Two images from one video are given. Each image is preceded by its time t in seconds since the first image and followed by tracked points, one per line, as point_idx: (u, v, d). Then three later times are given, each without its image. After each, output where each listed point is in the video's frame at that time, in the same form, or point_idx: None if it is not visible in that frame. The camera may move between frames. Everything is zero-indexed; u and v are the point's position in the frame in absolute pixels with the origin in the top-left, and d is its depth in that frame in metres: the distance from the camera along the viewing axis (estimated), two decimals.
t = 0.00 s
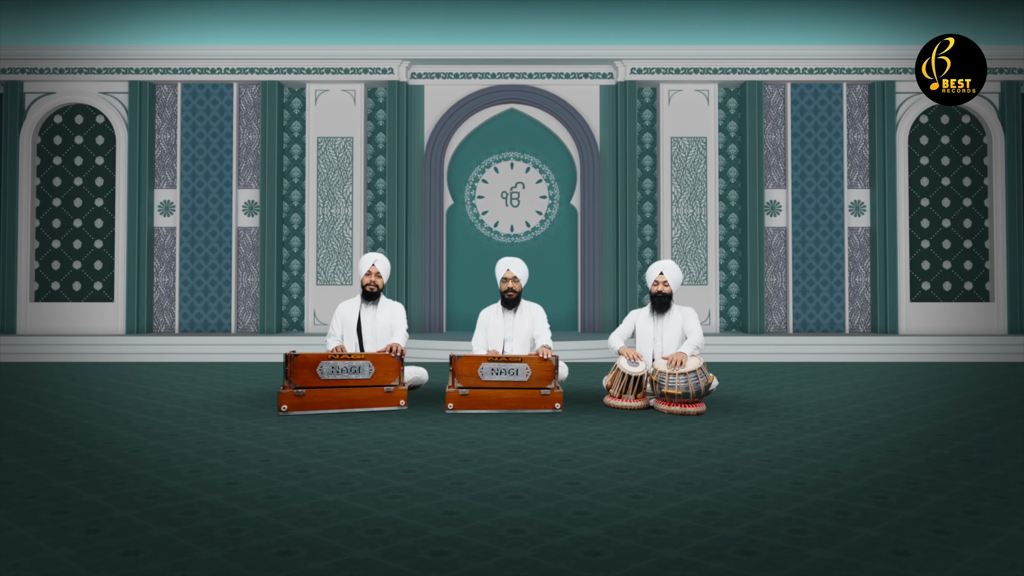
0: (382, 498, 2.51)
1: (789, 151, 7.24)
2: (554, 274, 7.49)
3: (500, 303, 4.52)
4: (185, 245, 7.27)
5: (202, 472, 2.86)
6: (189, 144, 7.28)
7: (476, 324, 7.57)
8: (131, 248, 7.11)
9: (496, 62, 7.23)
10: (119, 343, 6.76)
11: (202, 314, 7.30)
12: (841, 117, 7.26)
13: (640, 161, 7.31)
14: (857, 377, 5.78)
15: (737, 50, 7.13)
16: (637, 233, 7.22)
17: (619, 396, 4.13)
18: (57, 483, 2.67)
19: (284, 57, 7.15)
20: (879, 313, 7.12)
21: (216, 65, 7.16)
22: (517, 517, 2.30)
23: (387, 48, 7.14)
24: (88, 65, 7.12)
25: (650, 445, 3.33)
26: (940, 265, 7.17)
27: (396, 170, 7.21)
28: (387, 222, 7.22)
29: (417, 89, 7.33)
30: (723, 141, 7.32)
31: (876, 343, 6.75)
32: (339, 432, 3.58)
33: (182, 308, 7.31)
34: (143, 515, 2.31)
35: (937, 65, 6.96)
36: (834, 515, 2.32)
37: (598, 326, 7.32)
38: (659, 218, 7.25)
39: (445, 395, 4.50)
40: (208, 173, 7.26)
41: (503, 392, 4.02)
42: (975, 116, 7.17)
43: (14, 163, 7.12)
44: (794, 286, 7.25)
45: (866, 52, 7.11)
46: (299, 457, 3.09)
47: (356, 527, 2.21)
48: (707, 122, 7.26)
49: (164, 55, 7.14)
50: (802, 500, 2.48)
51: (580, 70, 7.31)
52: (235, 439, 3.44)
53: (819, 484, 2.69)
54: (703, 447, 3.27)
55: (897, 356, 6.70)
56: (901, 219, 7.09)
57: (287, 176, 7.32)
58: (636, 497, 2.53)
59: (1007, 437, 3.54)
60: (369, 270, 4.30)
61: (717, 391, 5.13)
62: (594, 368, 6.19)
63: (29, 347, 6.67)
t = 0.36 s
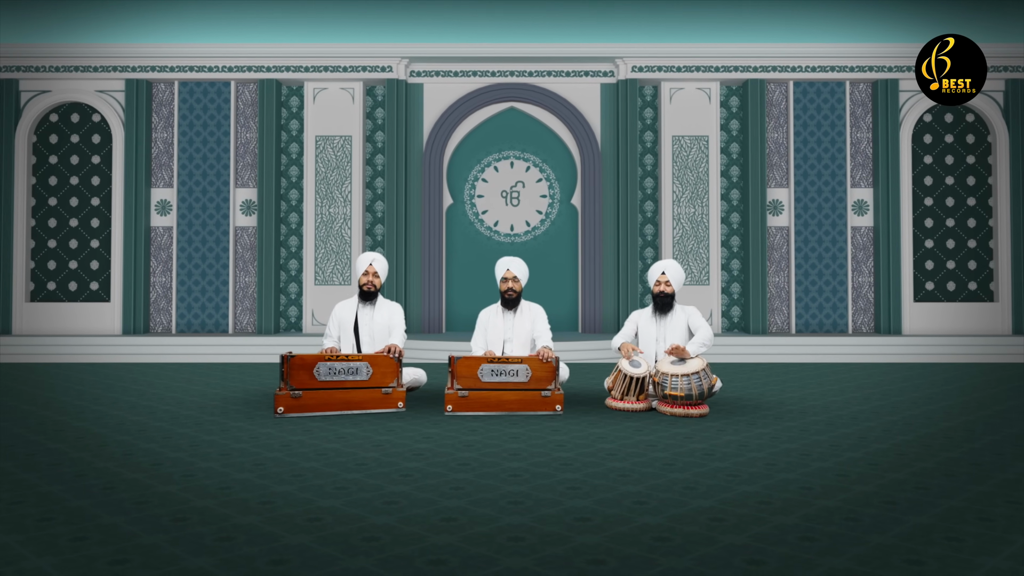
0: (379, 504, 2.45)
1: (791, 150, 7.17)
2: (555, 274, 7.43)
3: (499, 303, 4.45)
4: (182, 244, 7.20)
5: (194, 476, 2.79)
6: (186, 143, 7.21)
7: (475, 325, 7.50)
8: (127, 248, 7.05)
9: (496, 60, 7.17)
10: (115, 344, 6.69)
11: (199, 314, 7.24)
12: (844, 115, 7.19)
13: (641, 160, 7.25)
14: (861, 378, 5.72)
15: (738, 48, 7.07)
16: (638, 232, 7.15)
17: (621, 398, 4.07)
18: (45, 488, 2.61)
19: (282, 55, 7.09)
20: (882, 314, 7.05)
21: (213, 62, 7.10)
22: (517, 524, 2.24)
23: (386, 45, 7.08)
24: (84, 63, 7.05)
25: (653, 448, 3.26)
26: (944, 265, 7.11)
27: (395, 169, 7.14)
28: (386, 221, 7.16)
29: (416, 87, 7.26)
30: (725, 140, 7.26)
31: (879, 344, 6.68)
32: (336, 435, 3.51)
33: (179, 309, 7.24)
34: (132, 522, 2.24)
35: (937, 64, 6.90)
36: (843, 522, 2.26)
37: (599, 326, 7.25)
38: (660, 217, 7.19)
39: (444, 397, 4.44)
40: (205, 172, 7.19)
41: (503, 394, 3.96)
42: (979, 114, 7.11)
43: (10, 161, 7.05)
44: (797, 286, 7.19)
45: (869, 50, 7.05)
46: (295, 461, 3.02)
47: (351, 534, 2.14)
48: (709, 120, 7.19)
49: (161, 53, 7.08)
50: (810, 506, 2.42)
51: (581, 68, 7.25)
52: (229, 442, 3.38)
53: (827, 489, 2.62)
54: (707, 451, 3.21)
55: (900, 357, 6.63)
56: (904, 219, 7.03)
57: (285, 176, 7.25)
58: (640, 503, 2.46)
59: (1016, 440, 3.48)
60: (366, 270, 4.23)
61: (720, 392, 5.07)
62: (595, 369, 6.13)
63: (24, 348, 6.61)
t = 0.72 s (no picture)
0: (375, 510, 2.38)
1: (794, 148, 7.11)
2: (555, 274, 7.36)
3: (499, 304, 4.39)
4: (179, 244, 7.13)
5: (186, 481, 2.72)
6: (183, 141, 7.14)
7: (475, 325, 7.43)
8: (123, 247, 6.98)
9: (496, 57, 7.10)
10: (110, 345, 6.61)
11: (196, 315, 7.17)
12: (847, 114, 7.12)
13: (643, 159, 7.19)
14: (865, 378, 5.65)
15: (740, 45, 7.00)
16: (640, 232, 7.08)
17: (623, 400, 4.00)
18: (32, 494, 2.54)
19: (280, 53, 7.02)
20: (886, 314, 6.98)
21: (210, 60, 7.03)
22: (517, 532, 2.16)
23: (385, 43, 7.01)
24: (80, 61, 6.99)
25: (656, 452, 3.19)
26: (948, 264, 7.04)
27: (394, 168, 7.07)
28: (385, 221, 7.09)
29: (415, 85, 7.20)
30: (727, 139, 7.19)
31: (882, 345, 6.62)
32: (332, 438, 3.44)
33: (176, 309, 7.17)
34: (119, 530, 2.17)
35: (937, 65, 6.85)
36: (854, 530, 2.19)
37: (600, 326, 7.18)
38: (662, 216, 7.13)
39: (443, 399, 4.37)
40: (202, 171, 7.12)
41: (503, 396, 3.89)
42: (984, 112, 7.04)
43: (5, 160, 6.98)
44: (800, 285, 7.12)
45: (873, 48, 6.98)
46: (289, 466, 2.95)
47: (346, 543, 2.07)
48: (710, 119, 7.12)
49: (158, 50, 7.01)
50: (819, 513, 2.35)
51: (582, 66, 7.18)
52: (223, 446, 3.30)
53: (836, 495, 2.55)
54: (712, 455, 3.14)
55: (904, 358, 6.56)
56: (908, 218, 6.97)
57: (283, 175, 7.18)
58: (643, 509, 2.39)
59: None
60: (364, 269, 4.16)
61: (722, 394, 5.00)
62: (596, 370, 6.06)
63: (19, 348, 6.54)
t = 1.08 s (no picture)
0: (370, 517, 2.29)
1: (797, 147, 7.03)
2: (556, 274, 7.29)
3: (499, 304, 4.31)
4: (175, 243, 7.05)
5: (176, 486, 2.64)
6: (179, 139, 7.06)
7: (474, 326, 7.36)
8: (119, 247, 6.90)
9: (495, 55, 7.02)
10: (106, 345, 6.53)
11: (192, 315, 7.09)
12: (851, 112, 7.05)
13: (644, 158, 7.11)
14: (870, 379, 5.57)
15: (743, 43, 6.92)
16: (641, 231, 7.01)
17: (625, 403, 3.92)
18: (17, 501, 2.45)
19: (277, 50, 6.95)
20: (890, 314, 6.91)
21: (207, 58, 6.96)
22: (517, 541, 2.08)
23: (385, 40, 6.93)
24: (76, 58, 6.92)
25: (660, 456, 3.11)
26: (953, 264, 6.96)
27: (393, 167, 7.00)
28: (383, 220, 7.01)
29: (415, 83, 7.12)
30: (730, 137, 7.11)
31: (886, 345, 6.55)
32: (328, 442, 3.36)
33: (172, 309, 7.10)
34: (104, 539, 2.08)
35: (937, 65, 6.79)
36: (867, 539, 2.11)
37: (601, 327, 7.11)
38: (663, 216, 7.05)
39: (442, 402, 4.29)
40: (199, 170, 7.05)
41: (503, 398, 3.81)
42: (989, 110, 6.96)
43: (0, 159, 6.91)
44: (803, 285, 7.05)
45: (876, 45, 6.91)
46: (283, 471, 2.87)
47: (339, 552, 1.99)
48: (712, 117, 7.05)
49: (154, 48, 6.93)
50: (830, 521, 2.27)
51: (583, 63, 7.10)
52: (216, 450, 3.22)
53: (846, 502, 2.47)
54: (717, 460, 3.06)
55: (909, 359, 6.48)
56: (913, 217, 6.89)
57: (280, 173, 7.10)
58: (648, 517, 2.31)
59: None
60: (361, 269, 4.08)
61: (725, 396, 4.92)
62: (597, 371, 5.98)
63: (13, 349, 6.46)
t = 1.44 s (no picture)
0: (365, 525, 2.20)
1: (800, 145, 6.95)
2: (556, 275, 7.21)
3: (498, 305, 4.23)
4: (171, 243, 6.98)
5: (165, 492, 2.54)
6: (176, 138, 6.99)
7: (474, 326, 7.28)
8: (114, 247, 6.82)
9: (495, 52, 6.94)
10: (100, 346, 6.45)
11: (189, 316, 7.01)
12: (854, 110, 6.97)
13: (646, 156, 7.04)
14: (875, 380, 5.50)
15: (746, 40, 6.84)
16: (643, 230, 6.94)
17: (627, 405, 3.84)
18: None
19: (275, 47, 6.87)
20: (894, 314, 6.83)
21: (203, 55, 6.88)
22: (517, 551, 1.99)
23: (383, 37, 6.85)
24: (71, 55, 6.84)
25: (664, 461, 3.02)
26: (958, 264, 6.89)
27: (391, 165, 6.92)
28: (382, 219, 6.93)
29: (413, 81, 7.04)
30: (732, 135, 7.03)
31: (891, 346, 6.47)
32: (323, 445, 3.27)
33: (168, 309, 7.02)
34: (87, 548, 1.98)
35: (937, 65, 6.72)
36: (882, 549, 2.02)
37: (602, 327, 7.03)
38: (665, 215, 6.98)
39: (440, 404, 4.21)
40: (195, 168, 6.97)
41: (503, 401, 3.74)
42: (994, 108, 6.89)
43: None
44: (806, 285, 6.97)
45: (881, 43, 6.83)
46: (277, 476, 2.78)
47: (332, 563, 1.89)
48: (715, 115, 6.97)
49: (150, 45, 6.85)
50: (843, 530, 2.17)
51: (583, 60, 7.03)
52: (208, 454, 3.13)
53: (858, 509, 2.38)
54: (722, 464, 2.97)
55: (915, 359, 6.40)
56: (917, 217, 6.82)
57: (277, 172, 7.02)
58: (654, 525, 2.22)
59: None
60: (358, 268, 4.00)
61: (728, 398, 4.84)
62: (598, 372, 5.90)
63: (7, 349, 6.38)
